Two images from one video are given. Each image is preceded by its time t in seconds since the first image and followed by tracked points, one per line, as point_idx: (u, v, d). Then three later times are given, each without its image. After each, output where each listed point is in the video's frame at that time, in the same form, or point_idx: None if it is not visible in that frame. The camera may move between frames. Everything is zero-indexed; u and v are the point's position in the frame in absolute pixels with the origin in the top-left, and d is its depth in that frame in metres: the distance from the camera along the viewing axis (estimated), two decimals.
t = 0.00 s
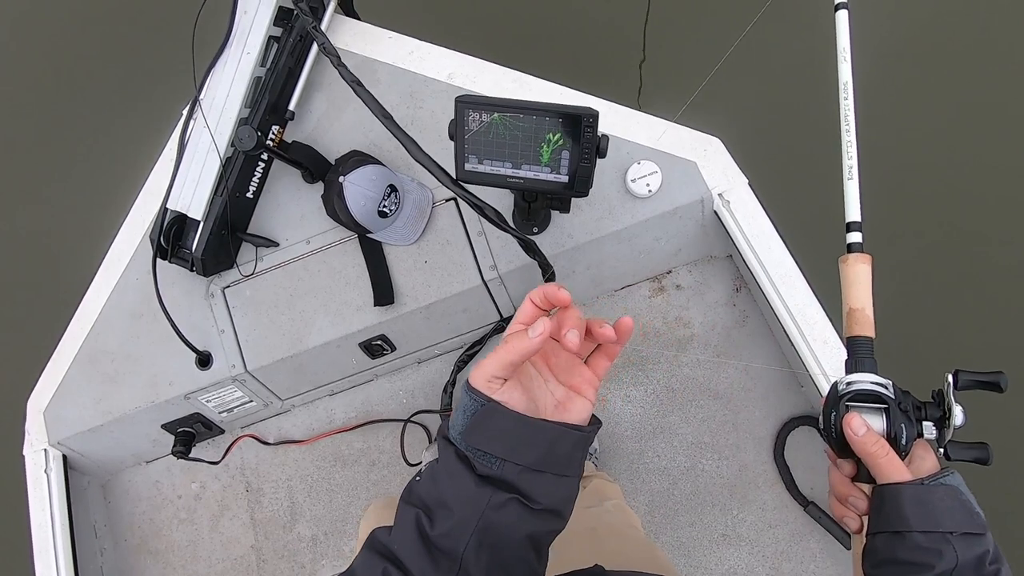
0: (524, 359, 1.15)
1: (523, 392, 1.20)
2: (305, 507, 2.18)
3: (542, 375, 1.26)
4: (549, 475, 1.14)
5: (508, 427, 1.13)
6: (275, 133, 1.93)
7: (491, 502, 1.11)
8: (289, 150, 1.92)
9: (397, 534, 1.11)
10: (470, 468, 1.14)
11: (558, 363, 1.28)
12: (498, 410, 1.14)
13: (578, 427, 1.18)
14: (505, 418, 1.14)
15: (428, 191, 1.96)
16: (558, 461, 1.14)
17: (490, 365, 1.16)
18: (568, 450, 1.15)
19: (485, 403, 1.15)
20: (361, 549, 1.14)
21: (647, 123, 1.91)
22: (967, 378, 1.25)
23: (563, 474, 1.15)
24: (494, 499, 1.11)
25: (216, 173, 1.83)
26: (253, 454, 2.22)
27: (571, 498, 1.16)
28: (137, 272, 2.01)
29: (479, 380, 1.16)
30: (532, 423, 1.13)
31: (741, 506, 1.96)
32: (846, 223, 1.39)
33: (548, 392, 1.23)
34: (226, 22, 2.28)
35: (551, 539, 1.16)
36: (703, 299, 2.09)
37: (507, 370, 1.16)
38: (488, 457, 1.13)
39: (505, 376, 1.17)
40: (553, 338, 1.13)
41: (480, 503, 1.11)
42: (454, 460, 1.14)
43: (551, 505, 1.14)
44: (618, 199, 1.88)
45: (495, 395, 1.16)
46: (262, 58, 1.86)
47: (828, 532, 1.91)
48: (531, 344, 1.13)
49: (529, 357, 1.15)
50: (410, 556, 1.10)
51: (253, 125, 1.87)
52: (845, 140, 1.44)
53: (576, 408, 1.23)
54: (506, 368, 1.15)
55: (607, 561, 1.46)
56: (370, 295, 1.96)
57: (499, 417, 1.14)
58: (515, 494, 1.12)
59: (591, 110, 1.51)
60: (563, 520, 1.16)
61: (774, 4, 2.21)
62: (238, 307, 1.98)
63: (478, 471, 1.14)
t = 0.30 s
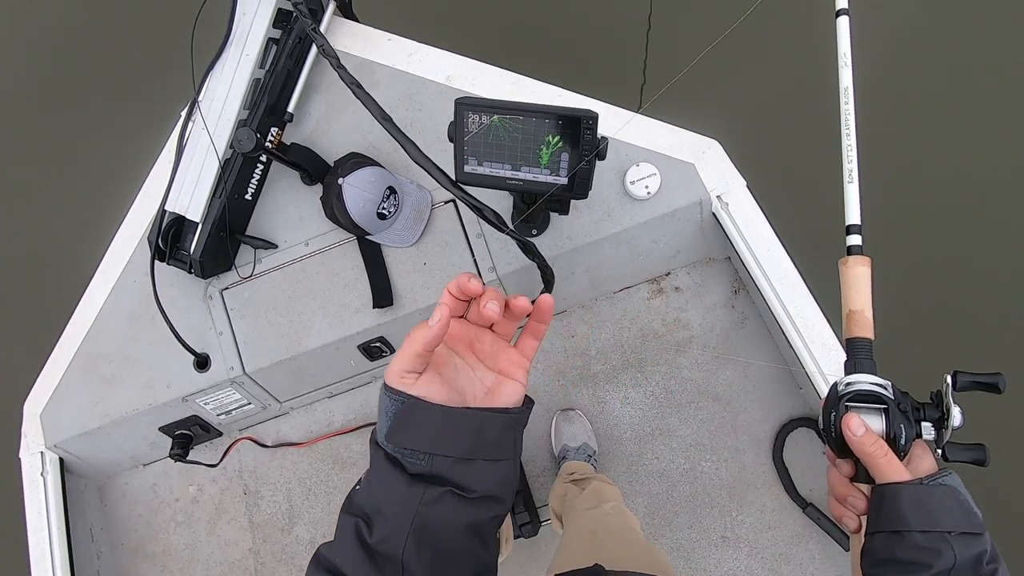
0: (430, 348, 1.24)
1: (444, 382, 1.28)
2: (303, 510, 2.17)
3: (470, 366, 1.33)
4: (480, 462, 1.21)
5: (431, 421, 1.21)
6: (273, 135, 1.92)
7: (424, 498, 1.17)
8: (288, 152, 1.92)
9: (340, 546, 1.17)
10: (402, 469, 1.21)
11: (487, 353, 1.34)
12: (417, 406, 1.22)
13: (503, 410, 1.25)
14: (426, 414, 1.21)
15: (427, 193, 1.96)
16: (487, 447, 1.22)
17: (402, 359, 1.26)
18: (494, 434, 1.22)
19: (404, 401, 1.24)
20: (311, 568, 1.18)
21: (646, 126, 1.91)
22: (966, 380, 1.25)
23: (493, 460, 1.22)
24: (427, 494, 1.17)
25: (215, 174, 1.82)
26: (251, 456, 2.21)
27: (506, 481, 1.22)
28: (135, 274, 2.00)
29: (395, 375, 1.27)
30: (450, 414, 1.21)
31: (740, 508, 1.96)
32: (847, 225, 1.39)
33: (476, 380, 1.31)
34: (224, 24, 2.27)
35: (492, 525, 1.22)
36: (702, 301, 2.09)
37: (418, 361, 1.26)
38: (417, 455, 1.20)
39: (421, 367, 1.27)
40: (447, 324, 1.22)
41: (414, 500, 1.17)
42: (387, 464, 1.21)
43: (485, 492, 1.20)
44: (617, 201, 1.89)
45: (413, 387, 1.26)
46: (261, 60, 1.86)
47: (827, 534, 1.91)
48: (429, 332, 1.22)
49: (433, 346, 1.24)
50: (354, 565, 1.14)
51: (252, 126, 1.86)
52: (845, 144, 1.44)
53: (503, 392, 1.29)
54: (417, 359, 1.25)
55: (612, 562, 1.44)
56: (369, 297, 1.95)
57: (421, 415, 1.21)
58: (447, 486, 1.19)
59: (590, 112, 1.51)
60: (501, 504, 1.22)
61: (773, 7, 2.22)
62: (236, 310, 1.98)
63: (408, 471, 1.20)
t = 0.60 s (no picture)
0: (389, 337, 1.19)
1: (408, 370, 1.23)
2: (303, 513, 2.17)
3: (434, 352, 1.29)
4: (448, 448, 1.17)
5: (395, 411, 1.17)
6: (273, 138, 1.92)
7: (394, 488, 1.12)
8: (288, 155, 1.92)
9: (310, 544, 1.11)
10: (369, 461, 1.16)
11: (450, 338, 1.30)
12: (381, 396, 1.17)
13: (474, 394, 1.22)
14: (390, 404, 1.17)
15: (426, 196, 1.97)
16: (453, 433, 1.18)
17: (360, 349, 1.20)
18: (462, 420, 1.19)
19: (366, 392, 1.18)
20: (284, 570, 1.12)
21: (644, 129, 1.92)
22: (962, 382, 1.26)
23: (462, 445, 1.18)
24: (395, 484, 1.13)
25: (215, 177, 1.82)
26: (251, 460, 2.21)
27: (476, 467, 1.19)
28: (134, 278, 2.00)
29: (355, 367, 1.21)
30: (415, 403, 1.17)
31: (739, 509, 1.97)
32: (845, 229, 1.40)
33: (441, 367, 1.27)
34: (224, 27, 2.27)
35: (465, 513, 1.18)
36: (700, 303, 2.10)
37: (378, 350, 1.20)
38: (382, 445, 1.16)
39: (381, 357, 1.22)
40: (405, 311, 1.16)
41: (383, 491, 1.12)
42: (352, 456, 1.16)
43: (456, 478, 1.17)
44: (616, 204, 1.90)
45: (375, 378, 1.21)
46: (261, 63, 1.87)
47: (826, 536, 1.92)
48: (387, 319, 1.16)
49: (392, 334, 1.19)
50: (326, 563, 1.09)
51: (251, 130, 1.86)
52: (845, 148, 1.45)
53: (469, 376, 1.26)
54: (376, 348, 1.20)
55: (610, 562, 1.45)
56: (369, 300, 1.96)
57: (384, 405, 1.17)
58: (417, 475, 1.15)
59: (589, 116, 1.52)
60: (474, 490, 1.18)
61: (771, 11, 2.23)
62: (236, 313, 1.98)
63: (375, 462, 1.15)
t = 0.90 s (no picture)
0: (335, 335, 1.17)
1: (360, 366, 1.22)
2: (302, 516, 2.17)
3: (388, 346, 1.27)
4: (405, 441, 1.16)
5: (348, 408, 1.16)
6: (272, 141, 1.92)
7: (352, 485, 1.12)
8: (287, 158, 1.92)
9: (275, 547, 1.11)
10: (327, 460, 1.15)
11: (404, 331, 1.28)
12: (332, 395, 1.17)
13: (429, 386, 1.21)
14: (343, 402, 1.16)
15: (425, 199, 1.97)
16: (408, 424, 1.17)
17: (309, 348, 1.19)
18: (417, 411, 1.18)
19: (318, 391, 1.18)
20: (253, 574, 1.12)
21: (642, 130, 1.93)
22: (962, 382, 1.27)
23: (420, 436, 1.18)
24: (354, 481, 1.13)
25: (213, 181, 1.83)
26: (250, 463, 2.21)
27: (437, 456, 1.18)
28: (133, 281, 2.00)
29: (306, 366, 1.20)
30: (368, 398, 1.16)
31: (739, 510, 1.97)
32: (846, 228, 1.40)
33: (396, 361, 1.25)
34: (222, 30, 2.28)
35: (429, 502, 1.18)
36: (699, 304, 2.11)
37: (327, 348, 1.19)
38: (338, 443, 1.15)
39: (332, 354, 1.21)
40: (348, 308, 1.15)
41: (342, 489, 1.12)
42: (309, 457, 1.15)
43: (416, 469, 1.16)
44: (614, 205, 1.90)
45: (326, 376, 1.20)
46: (259, 67, 1.87)
47: (825, 535, 1.92)
48: (330, 317, 1.15)
49: (338, 331, 1.17)
50: (290, 563, 1.09)
51: (250, 133, 1.86)
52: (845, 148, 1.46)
53: (425, 368, 1.25)
54: (324, 346, 1.18)
55: (608, 560, 1.47)
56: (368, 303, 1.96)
57: (337, 403, 1.16)
58: (376, 470, 1.14)
59: (587, 117, 1.53)
60: (436, 479, 1.18)
61: (769, 12, 2.24)
62: (234, 316, 1.98)
63: (333, 460, 1.15)
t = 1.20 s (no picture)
0: (319, 332, 1.16)
1: (345, 364, 1.21)
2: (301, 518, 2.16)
3: (373, 344, 1.26)
4: (394, 437, 1.16)
5: (335, 406, 1.16)
6: (270, 142, 1.92)
7: (342, 483, 1.12)
8: (285, 159, 1.92)
9: (267, 550, 1.11)
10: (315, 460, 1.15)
11: (389, 330, 1.28)
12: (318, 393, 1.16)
13: (415, 381, 1.21)
14: (329, 400, 1.16)
15: (424, 199, 1.97)
16: (395, 420, 1.17)
17: (292, 347, 1.18)
18: (405, 407, 1.19)
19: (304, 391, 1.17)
20: None
21: (640, 131, 1.94)
22: (959, 376, 1.28)
23: (408, 432, 1.18)
24: (344, 479, 1.13)
25: (211, 182, 1.83)
26: (248, 465, 2.20)
27: (426, 451, 1.19)
28: (131, 283, 2.00)
29: (290, 367, 1.19)
30: (354, 395, 1.17)
31: (738, 509, 1.98)
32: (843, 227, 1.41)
33: (382, 359, 1.25)
34: (220, 32, 2.28)
35: (419, 497, 1.18)
36: (696, 304, 2.11)
37: (311, 347, 1.18)
38: (327, 442, 1.15)
39: (316, 353, 1.20)
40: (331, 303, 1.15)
41: (332, 488, 1.12)
42: (297, 457, 1.15)
43: (406, 465, 1.16)
44: (611, 205, 1.91)
45: (310, 376, 1.19)
46: (258, 68, 1.88)
47: (824, 535, 1.93)
48: (314, 314, 1.14)
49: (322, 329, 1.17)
50: (283, 564, 1.09)
51: (249, 134, 1.87)
52: (840, 148, 1.47)
53: (411, 364, 1.25)
54: (308, 345, 1.17)
55: (608, 557, 1.48)
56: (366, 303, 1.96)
57: (323, 402, 1.16)
58: (365, 467, 1.14)
59: (585, 117, 1.54)
60: (426, 474, 1.19)
61: (765, 14, 2.26)
62: (232, 317, 1.97)
63: (322, 460, 1.14)
